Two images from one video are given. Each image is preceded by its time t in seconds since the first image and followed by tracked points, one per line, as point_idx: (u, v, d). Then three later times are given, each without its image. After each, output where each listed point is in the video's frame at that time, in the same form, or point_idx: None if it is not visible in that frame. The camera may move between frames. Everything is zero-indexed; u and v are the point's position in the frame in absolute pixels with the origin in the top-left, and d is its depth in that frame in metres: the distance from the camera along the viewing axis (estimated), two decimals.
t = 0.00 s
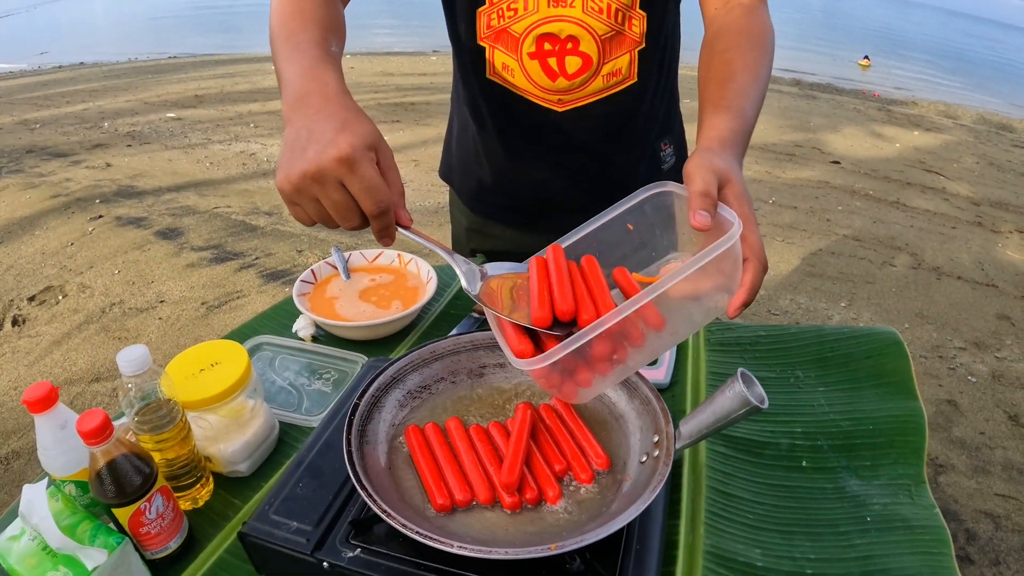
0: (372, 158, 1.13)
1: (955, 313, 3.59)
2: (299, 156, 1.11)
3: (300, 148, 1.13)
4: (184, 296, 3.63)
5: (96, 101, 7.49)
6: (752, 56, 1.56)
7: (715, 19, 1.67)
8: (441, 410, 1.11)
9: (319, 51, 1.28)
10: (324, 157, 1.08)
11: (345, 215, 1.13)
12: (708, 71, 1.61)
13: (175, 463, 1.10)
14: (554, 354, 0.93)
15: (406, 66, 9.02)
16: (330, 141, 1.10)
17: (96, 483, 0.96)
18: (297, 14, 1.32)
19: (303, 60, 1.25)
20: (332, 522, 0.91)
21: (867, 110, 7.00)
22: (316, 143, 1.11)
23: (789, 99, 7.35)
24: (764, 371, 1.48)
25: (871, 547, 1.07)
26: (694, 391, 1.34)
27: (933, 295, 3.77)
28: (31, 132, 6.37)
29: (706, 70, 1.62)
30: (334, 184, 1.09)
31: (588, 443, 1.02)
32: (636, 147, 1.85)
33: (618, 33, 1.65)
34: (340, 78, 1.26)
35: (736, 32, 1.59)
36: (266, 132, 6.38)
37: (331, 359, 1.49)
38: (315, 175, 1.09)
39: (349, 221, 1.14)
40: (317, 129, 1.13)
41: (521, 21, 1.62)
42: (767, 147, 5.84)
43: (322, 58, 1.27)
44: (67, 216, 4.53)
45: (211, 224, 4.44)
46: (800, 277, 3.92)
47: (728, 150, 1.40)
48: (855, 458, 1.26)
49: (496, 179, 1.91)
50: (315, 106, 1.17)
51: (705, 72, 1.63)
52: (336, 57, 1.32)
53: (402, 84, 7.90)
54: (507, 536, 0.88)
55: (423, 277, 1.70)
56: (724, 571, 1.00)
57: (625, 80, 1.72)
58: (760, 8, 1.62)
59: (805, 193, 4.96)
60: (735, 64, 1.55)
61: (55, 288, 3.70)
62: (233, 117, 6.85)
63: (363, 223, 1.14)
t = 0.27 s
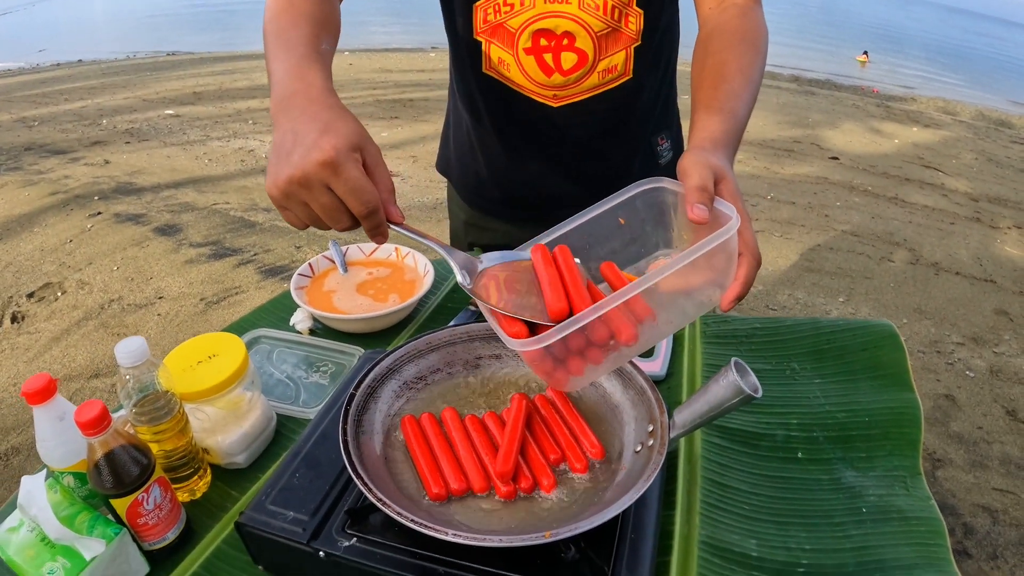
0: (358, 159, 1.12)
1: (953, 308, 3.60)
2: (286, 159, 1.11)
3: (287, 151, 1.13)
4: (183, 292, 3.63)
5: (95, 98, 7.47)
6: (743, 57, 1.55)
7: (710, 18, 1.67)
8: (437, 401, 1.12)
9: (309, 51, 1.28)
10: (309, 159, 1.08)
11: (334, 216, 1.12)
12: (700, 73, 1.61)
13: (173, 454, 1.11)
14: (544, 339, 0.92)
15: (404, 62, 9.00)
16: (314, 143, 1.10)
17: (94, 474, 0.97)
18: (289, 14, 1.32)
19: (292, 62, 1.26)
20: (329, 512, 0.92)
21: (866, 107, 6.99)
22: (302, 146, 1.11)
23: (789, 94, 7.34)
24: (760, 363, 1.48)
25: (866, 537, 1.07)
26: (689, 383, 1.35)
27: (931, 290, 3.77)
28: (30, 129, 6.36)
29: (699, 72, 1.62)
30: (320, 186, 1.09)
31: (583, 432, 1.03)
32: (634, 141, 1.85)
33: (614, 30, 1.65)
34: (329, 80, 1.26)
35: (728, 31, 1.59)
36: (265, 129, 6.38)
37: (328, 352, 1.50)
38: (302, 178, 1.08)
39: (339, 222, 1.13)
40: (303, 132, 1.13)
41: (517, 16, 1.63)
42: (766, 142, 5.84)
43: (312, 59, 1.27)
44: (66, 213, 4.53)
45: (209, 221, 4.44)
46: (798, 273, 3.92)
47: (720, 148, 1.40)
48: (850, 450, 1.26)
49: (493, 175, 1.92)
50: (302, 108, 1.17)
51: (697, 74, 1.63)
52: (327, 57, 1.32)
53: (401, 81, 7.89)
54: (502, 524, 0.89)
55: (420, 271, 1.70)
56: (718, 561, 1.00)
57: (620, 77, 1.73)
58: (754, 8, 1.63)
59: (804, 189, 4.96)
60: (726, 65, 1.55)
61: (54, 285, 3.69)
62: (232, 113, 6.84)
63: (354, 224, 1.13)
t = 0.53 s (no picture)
0: (322, 143, 1.12)
1: (952, 304, 3.59)
2: (252, 147, 1.12)
3: (252, 140, 1.14)
4: (181, 289, 3.62)
5: (93, 95, 7.46)
6: (746, 50, 1.55)
7: (713, 16, 1.66)
8: (433, 394, 1.12)
9: (283, 42, 1.28)
10: (271, 146, 1.08)
11: (302, 203, 1.12)
12: (707, 66, 1.60)
13: (168, 448, 1.10)
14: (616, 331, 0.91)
15: (403, 59, 8.98)
16: (276, 130, 1.10)
17: (89, 467, 0.96)
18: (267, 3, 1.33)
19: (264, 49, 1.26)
20: (323, 505, 0.92)
21: (864, 103, 6.98)
22: (266, 134, 1.11)
23: (788, 91, 7.33)
24: (757, 357, 1.48)
25: (864, 531, 1.07)
26: (685, 377, 1.35)
27: (930, 286, 3.77)
28: (28, 127, 6.35)
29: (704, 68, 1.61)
30: (285, 174, 1.09)
31: (579, 424, 1.03)
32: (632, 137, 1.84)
33: (615, 26, 1.63)
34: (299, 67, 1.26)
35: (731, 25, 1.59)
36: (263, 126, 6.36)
37: (324, 346, 1.50)
38: (266, 166, 1.09)
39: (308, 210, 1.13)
40: (266, 119, 1.13)
41: (517, 12, 1.62)
42: (765, 139, 5.83)
43: (283, 47, 1.27)
44: (64, 210, 4.52)
45: (207, 217, 4.43)
46: (796, 269, 3.92)
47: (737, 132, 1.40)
48: (847, 443, 1.26)
49: (492, 171, 1.91)
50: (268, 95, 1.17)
51: (702, 69, 1.62)
52: (302, 44, 1.33)
53: (399, 78, 7.88)
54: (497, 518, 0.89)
55: (416, 265, 1.70)
56: (713, 555, 1.00)
57: (620, 74, 1.71)
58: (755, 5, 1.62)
59: (802, 185, 4.95)
60: (731, 58, 1.55)
61: (52, 282, 3.69)
62: (230, 110, 6.83)
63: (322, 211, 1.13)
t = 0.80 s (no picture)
0: (291, 208, 1.09)
1: (951, 300, 3.59)
2: (217, 197, 1.06)
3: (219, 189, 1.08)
4: (180, 286, 3.61)
5: (91, 93, 7.43)
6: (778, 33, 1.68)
7: (734, 10, 1.75)
8: (430, 390, 1.11)
9: (267, 80, 1.21)
10: (241, 207, 1.04)
11: (261, 262, 1.09)
12: (738, 47, 1.71)
13: (164, 444, 1.09)
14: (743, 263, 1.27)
15: (401, 56, 8.96)
16: (248, 189, 1.05)
17: (84, 465, 0.95)
18: (260, 23, 1.24)
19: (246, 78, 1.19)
20: (319, 502, 0.91)
21: (863, 99, 6.97)
22: (234, 188, 1.06)
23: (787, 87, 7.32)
24: (755, 352, 1.48)
25: (864, 528, 1.06)
26: (684, 372, 1.35)
27: (929, 282, 3.76)
28: (26, 125, 6.33)
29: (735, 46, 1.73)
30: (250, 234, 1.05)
31: (576, 420, 1.02)
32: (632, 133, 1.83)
33: (620, 21, 1.62)
34: (278, 105, 1.21)
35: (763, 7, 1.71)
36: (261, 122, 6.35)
37: (322, 342, 1.49)
38: (231, 224, 1.04)
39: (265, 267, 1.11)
40: (238, 170, 1.07)
41: (522, 9, 1.59)
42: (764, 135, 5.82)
43: (266, 79, 1.21)
44: (62, 207, 4.50)
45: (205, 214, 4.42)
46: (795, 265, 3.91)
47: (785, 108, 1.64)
48: (846, 439, 1.25)
49: (492, 167, 1.90)
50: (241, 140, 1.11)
51: (733, 48, 1.74)
52: (287, 75, 1.26)
53: (397, 74, 7.86)
54: (493, 515, 0.89)
55: (414, 261, 1.69)
56: (712, 551, 1.00)
57: (625, 69, 1.71)
58: None
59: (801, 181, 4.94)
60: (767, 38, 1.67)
61: (50, 279, 3.68)
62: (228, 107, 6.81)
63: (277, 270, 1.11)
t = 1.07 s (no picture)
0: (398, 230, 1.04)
1: (951, 298, 3.58)
2: (322, 215, 0.99)
3: (323, 207, 1.00)
4: (178, 284, 3.60)
5: (89, 91, 7.42)
6: (786, 23, 1.85)
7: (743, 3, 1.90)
8: (426, 388, 1.11)
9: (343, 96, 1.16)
10: (356, 228, 0.98)
11: (360, 284, 1.03)
12: (752, 38, 1.87)
13: (160, 443, 1.09)
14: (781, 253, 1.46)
15: (400, 53, 8.94)
16: (361, 210, 0.99)
17: (78, 464, 0.94)
18: (322, 44, 1.20)
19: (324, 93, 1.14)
20: (313, 501, 0.90)
21: (863, 96, 6.96)
22: (344, 207, 1.00)
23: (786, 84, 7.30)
24: (754, 350, 1.47)
25: (863, 526, 1.06)
26: (681, 370, 1.35)
27: (928, 279, 3.75)
28: (24, 123, 6.31)
29: (749, 40, 1.88)
30: (357, 257, 1.00)
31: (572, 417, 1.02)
32: (637, 131, 1.83)
33: (637, 19, 1.62)
34: (363, 121, 1.16)
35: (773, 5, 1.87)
36: (259, 120, 6.33)
37: (318, 340, 1.49)
38: (345, 245, 0.98)
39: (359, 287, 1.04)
40: (344, 189, 1.01)
41: (540, 9, 1.57)
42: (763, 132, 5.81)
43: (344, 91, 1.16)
44: (60, 205, 4.49)
45: (204, 212, 4.41)
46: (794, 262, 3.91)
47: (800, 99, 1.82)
48: (846, 437, 1.25)
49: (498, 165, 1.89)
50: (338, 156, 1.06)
51: (747, 39, 1.89)
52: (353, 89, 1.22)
53: (396, 72, 7.84)
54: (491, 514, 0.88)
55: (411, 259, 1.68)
56: (710, 550, 0.99)
57: (641, 66, 1.71)
58: None
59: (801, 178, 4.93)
60: (778, 32, 1.83)
61: (48, 278, 3.66)
62: (227, 105, 6.79)
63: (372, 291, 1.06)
